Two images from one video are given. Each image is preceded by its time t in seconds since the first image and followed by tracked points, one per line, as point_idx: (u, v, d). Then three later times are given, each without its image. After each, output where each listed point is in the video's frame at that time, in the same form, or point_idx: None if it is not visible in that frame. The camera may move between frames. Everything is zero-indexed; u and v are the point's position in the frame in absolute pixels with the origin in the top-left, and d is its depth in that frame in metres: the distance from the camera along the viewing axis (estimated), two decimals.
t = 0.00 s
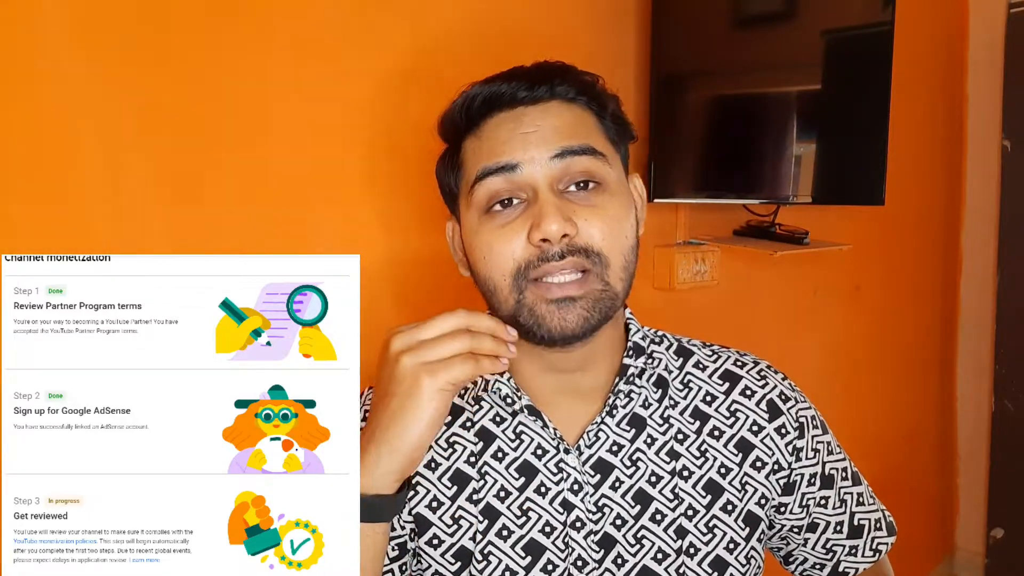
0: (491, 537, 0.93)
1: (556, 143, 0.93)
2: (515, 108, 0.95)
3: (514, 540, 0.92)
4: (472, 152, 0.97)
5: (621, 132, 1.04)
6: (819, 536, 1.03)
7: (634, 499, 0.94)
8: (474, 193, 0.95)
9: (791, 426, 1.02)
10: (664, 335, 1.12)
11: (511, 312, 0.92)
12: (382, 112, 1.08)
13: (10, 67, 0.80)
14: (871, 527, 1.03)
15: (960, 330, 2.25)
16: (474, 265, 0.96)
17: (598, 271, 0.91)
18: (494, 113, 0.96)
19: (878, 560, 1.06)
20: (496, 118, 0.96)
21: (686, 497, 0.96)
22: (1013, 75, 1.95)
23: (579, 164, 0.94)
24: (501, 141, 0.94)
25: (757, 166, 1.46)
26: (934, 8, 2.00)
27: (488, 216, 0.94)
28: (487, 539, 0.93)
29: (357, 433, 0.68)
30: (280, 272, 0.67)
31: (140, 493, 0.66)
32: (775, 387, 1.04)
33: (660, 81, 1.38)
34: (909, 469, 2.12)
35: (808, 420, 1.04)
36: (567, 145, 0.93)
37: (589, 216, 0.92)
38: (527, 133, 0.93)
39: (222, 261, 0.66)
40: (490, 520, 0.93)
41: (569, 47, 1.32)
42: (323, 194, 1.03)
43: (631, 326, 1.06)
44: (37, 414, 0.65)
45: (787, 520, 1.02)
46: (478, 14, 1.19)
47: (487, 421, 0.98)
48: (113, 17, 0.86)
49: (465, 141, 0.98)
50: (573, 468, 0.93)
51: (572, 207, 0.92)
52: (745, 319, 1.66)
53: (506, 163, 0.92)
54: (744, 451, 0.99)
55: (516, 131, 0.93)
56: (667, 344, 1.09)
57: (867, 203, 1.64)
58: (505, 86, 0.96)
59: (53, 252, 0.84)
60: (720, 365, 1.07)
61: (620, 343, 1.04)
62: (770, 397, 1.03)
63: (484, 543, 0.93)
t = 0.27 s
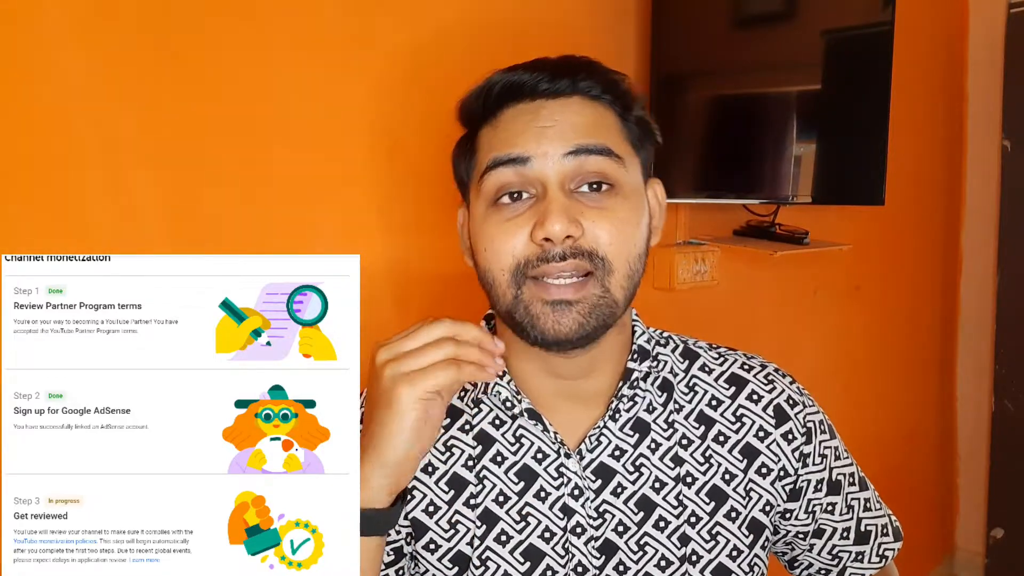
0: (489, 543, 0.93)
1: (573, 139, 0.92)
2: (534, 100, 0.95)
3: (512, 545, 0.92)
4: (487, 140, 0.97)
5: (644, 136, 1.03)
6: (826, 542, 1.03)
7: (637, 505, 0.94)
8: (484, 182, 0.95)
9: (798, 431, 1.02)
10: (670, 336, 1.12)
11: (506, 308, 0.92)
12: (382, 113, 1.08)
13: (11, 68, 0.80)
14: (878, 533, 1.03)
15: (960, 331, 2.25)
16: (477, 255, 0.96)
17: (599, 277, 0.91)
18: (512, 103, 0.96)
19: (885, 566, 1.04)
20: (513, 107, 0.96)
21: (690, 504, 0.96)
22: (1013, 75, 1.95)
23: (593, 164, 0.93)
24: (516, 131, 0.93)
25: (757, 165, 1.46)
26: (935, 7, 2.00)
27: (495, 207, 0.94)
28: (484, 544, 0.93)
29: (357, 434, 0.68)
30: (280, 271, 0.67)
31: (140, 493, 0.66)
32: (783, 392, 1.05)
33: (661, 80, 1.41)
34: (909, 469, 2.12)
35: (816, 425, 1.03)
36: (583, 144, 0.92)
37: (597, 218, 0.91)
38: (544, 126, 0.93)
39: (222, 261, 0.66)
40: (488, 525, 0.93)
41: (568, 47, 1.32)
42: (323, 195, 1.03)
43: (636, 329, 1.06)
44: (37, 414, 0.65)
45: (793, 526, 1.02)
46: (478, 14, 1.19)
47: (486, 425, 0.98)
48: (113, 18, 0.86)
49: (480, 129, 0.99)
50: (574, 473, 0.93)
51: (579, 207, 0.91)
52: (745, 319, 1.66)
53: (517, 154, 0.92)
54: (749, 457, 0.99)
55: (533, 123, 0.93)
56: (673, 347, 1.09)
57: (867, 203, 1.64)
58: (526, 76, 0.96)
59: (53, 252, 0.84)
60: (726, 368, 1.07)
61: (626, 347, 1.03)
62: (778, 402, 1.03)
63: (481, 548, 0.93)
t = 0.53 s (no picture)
0: (483, 546, 0.93)
1: (597, 150, 0.91)
2: (567, 103, 0.94)
3: (507, 549, 0.92)
4: (510, 136, 0.96)
5: (677, 155, 1.00)
6: (831, 552, 1.03)
7: (636, 514, 0.94)
8: (500, 178, 0.94)
9: (804, 442, 1.02)
10: (677, 341, 1.11)
11: (504, 309, 0.93)
12: (381, 114, 1.08)
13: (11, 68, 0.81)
14: (883, 543, 1.03)
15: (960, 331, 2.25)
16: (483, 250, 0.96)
17: (599, 295, 0.91)
18: (542, 101, 0.95)
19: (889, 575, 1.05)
20: (544, 106, 0.95)
21: (691, 515, 0.96)
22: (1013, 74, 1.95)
23: (613, 179, 0.92)
24: (542, 131, 0.93)
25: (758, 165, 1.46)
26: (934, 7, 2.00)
27: (507, 206, 0.93)
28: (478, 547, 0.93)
29: (357, 435, 0.68)
30: (280, 271, 0.67)
31: (140, 493, 0.66)
32: (790, 402, 1.04)
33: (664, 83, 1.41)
34: (909, 469, 2.12)
35: (823, 436, 1.04)
36: (607, 157, 0.91)
37: (606, 235, 0.91)
38: (570, 132, 0.92)
39: (222, 261, 0.66)
40: (483, 528, 0.93)
41: (568, 47, 1.32)
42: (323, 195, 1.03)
43: (641, 334, 1.05)
44: (37, 414, 0.65)
45: (797, 537, 1.03)
46: (478, 14, 1.19)
47: (484, 427, 0.97)
48: (113, 18, 0.86)
49: (507, 123, 0.97)
50: (571, 479, 0.93)
51: (588, 221, 0.91)
52: (744, 319, 1.66)
53: (536, 154, 0.92)
54: (753, 468, 0.99)
55: (561, 126, 0.92)
56: (679, 352, 1.08)
57: (867, 203, 1.64)
58: (563, 76, 0.95)
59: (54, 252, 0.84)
60: (733, 376, 1.05)
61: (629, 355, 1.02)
62: (784, 412, 1.03)
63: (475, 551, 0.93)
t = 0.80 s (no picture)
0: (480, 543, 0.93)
1: (589, 141, 0.91)
2: (554, 97, 0.94)
3: (503, 547, 0.92)
4: (500, 135, 0.96)
5: (666, 138, 1.01)
6: (839, 557, 1.03)
7: (636, 516, 0.94)
8: (494, 180, 0.94)
9: (810, 446, 1.01)
10: (681, 342, 1.11)
11: (510, 310, 0.93)
12: (381, 114, 1.08)
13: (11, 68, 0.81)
14: (894, 548, 1.02)
15: (960, 332, 2.25)
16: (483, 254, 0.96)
17: (605, 285, 0.91)
18: (528, 97, 0.95)
19: None
20: (531, 102, 0.94)
21: (691, 517, 0.96)
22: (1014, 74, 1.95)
23: (610, 168, 0.92)
24: (532, 129, 0.92)
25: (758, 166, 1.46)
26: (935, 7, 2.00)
27: (504, 206, 0.92)
28: (475, 545, 0.93)
29: (357, 435, 0.68)
30: (281, 271, 0.67)
31: (140, 493, 0.66)
32: (796, 405, 1.03)
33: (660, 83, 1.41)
34: (909, 469, 2.12)
35: (830, 440, 1.03)
36: (600, 147, 0.91)
37: (607, 227, 0.91)
38: (560, 126, 0.91)
39: (222, 261, 0.66)
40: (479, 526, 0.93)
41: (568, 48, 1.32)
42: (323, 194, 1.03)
43: (643, 334, 1.05)
44: (37, 414, 0.65)
45: (805, 542, 1.03)
46: (478, 14, 1.19)
47: (484, 424, 0.98)
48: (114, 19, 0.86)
49: (495, 121, 0.97)
50: (569, 478, 0.93)
51: (590, 214, 0.91)
52: (745, 319, 1.66)
53: (530, 153, 0.91)
54: (756, 471, 0.99)
55: (550, 121, 0.92)
56: (682, 353, 1.08)
57: (867, 203, 1.64)
58: (547, 71, 0.95)
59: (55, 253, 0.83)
60: (737, 378, 1.05)
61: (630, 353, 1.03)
62: (790, 416, 1.02)
63: (471, 548, 0.93)
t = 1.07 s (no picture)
0: (490, 558, 0.92)
1: (622, 139, 0.91)
2: (584, 93, 0.93)
3: (515, 561, 0.92)
4: (527, 133, 0.94)
5: (687, 137, 1.02)
6: (840, 555, 1.04)
7: (650, 523, 0.94)
8: (523, 179, 0.93)
9: (817, 447, 1.01)
10: (686, 343, 1.10)
11: (539, 312, 0.91)
12: (382, 114, 1.08)
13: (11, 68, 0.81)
14: (890, 545, 1.04)
15: (960, 332, 2.25)
16: (508, 255, 0.94)
17: (639, 284, 0.91)
18: (554, 93, 0.94)
19: None
20: (560, 99, 0.93)
21: (705, 523, 0.96)
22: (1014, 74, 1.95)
23: (641, 167, 0.92)
24: (563, 127, 0.91)
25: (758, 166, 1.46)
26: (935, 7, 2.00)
27: (535, 205, 0.92)
28: (484, 560, 0.92)
29: (357, 435, 0.68)
30: (280, 271, 0.67)
31: (139, 493, 0.66)
32: (802, 406, 1.03)
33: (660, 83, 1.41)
34: (909, 469, 2.12)
35: (835, 440, 1.03)
36: (632, 145, 0.91)
37: (641, 225, 0.91)
38: (591, 124, 0.91)
39: (222, 261, 0.66)
40: (490, 540, 0.92)
41: (568, 48, 1.32)
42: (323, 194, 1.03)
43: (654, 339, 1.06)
44: (37, 414, 0.65)
45: (807, 541, 1.03)
46: (478, 15, 1.19)
47: (490, 435, 0.96)
48: (114, 19, 0.86)
49: (520, 118, 0.96)
50: (583, 488, 0.93)
51: (623, 211, 0.91)
52: (745, 319, 1.66)
53: (563, 152, 0.90)
54: (766, 473, 0.99)
55: (580, 119, 0.91)
56: (689, 355, 1.07)
57: (867, 203, 1.64)
58: (577, 68, 0.94)
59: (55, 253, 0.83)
60: (745, 380, 1.05)
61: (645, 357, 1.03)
62: (797, 416, 1.02)
63: (480, 563, 0.93)
